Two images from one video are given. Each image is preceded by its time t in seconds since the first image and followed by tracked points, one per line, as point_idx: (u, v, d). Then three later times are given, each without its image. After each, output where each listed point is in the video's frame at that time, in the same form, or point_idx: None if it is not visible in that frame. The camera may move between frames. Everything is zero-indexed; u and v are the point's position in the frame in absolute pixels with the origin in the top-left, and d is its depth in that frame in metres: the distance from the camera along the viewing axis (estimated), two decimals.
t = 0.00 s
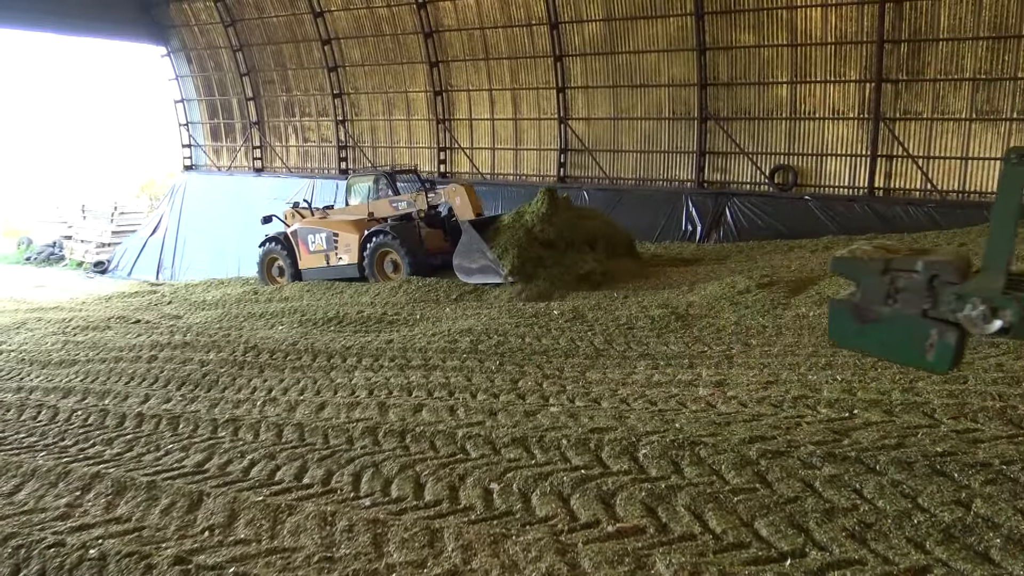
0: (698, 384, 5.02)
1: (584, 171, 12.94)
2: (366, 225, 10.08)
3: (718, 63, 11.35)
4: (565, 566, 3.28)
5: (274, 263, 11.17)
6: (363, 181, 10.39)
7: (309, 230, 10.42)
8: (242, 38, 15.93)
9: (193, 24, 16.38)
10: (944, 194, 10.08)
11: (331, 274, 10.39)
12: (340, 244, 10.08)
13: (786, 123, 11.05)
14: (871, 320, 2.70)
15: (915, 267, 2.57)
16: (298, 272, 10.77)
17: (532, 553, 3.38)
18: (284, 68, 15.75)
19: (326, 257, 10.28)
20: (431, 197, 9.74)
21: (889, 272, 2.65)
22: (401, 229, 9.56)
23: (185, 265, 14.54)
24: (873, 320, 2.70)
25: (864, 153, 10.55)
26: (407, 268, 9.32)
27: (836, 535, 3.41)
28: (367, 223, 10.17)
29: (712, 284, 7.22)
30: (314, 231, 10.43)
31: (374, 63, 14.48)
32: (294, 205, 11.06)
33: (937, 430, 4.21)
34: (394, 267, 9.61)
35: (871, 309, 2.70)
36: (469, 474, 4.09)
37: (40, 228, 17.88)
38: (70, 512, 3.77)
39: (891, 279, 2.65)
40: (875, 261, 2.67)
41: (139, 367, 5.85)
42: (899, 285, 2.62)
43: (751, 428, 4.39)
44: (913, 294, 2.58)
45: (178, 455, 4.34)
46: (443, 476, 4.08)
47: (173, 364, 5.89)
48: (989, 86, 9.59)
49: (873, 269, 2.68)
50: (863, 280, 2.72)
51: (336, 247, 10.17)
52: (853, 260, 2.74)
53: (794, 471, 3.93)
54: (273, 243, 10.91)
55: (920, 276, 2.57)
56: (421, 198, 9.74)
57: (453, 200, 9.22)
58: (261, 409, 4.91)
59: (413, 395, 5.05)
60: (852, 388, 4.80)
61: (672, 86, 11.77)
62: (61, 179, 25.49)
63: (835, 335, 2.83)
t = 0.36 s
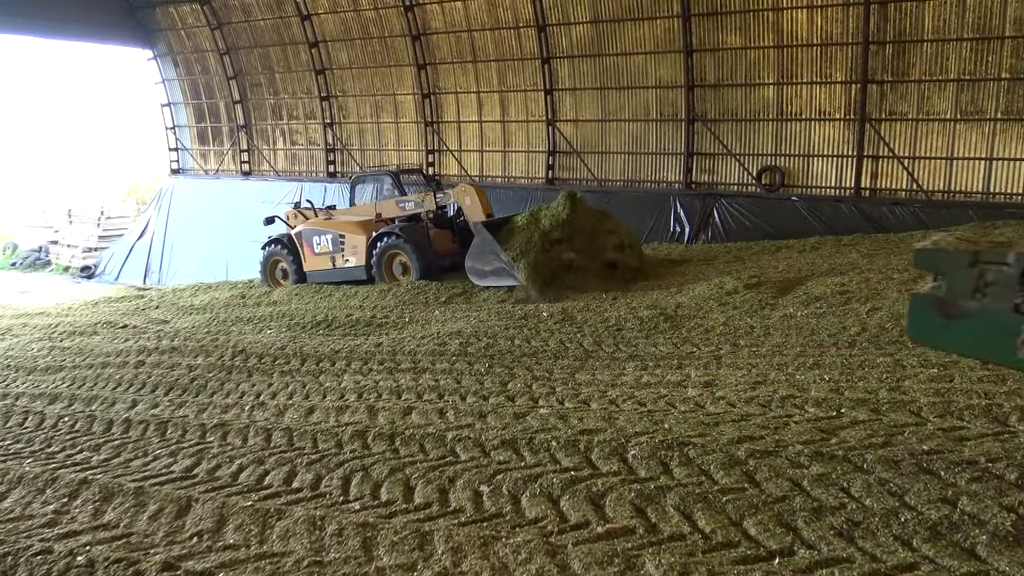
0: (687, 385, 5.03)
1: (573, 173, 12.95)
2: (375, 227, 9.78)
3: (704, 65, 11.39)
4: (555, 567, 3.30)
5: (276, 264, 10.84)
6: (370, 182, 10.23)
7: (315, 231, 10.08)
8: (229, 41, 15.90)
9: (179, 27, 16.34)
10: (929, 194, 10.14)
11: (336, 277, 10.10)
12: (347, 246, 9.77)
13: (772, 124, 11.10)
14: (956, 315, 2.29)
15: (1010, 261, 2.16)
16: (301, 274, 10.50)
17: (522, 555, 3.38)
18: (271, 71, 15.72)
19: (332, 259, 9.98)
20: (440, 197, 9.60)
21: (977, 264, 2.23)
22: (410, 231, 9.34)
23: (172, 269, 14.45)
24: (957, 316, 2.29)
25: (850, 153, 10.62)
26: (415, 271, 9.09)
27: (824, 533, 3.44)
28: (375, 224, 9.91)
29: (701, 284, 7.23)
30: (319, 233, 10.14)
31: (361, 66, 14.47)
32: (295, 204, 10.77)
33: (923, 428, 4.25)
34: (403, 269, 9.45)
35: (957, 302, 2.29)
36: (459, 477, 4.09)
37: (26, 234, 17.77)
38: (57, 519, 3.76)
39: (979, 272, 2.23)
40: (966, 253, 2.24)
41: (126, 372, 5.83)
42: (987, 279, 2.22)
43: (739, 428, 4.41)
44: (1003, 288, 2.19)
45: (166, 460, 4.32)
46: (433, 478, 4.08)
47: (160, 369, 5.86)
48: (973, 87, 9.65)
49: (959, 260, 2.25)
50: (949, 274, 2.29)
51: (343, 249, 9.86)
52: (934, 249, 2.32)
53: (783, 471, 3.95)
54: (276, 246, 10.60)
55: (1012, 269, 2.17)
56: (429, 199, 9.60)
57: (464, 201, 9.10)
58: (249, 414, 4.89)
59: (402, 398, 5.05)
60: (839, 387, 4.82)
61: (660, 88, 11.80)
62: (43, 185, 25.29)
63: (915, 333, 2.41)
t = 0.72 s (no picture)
0: (675, 388, 5.04)
1: (561, 176, 12.97)
2: (381, 228, 9.65)
3: (691, 68, 11.41)
4: (542, 570, 3.30)
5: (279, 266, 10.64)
6: (374, 182, 9.97)
7: (319, 233, 9.93)
8: (215, 45, 15.84)
9: (165, 31, 16.30)
10: (914, 196, 10.19)
11: (340, 279, 9.92)
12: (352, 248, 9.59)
13: (759, 127, 11.14)
14: None
15: None
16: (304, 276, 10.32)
17: (510, 559, 3.38)
18: (258, 75, 15.68)
19: (337, 261, 9.84)
20: (447, 200, 9.61)
21: None
22: (417, 233, 9.20)
23: (160, 273, 14.39)
24: None
25: (836, 155, 10.67)
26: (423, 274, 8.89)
27: (810, 533, 3.46)
28: (380, 226, 9.77)
29: (690, 286, 7.25)
30: (324, 235, 9.99)
31: (349, 70, 14.45)
32: (297, 206, 10.63)
33: (908, 428, 4.28)
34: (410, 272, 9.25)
35: None
36: (447, 481, 4.09)
37: (12, 239, 17.64)
38: (42, 526, 3.74)
39: None
40: None
41: (112, 378, 5.80)
42: None
43: (727, 430, 4.43)
44: None
45: (152, 466, 4.31)
46: (421, 482, 4.08)
47: (147, 375, 5.84)
48: (957, 89, 9.72)
49: None
50: None
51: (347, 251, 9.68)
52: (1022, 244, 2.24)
53: (769, 472, 3.97)
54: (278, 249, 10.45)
55: None
56: (436, 201, 9.61)
57: (473, 203, 9.41)
58: (236, 419, 4.88)
59: (390, 402, 5.04)
60: (826, 388, 4.85)
61: (647, 91, 11.83)
62: (29, 190, 25.11)
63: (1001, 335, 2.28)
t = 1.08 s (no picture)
0: (660, 391, 5.05)
1: (547, 180, 12.99)
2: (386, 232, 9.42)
3: (676, 72, 11.45)
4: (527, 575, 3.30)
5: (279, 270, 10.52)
6: (377, 183, 9.73)
7: (321, 236, 9.70)
8: (200, 49, 15.78)
9: (150, 34, 16.24)
10: (898, 200, 10.28)
11: (344, 283, 9.72)
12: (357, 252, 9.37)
13: (743, 131, 11.18)
14: None
15: None
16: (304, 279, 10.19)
17: (495, 564, 3.38)
18: (243, 80, 15.63)
19: (341, 265, 9.61)
20: (453, 202, 9.27)
21: None
22: (424, 237, 8.92)
23: (144, 278, 14.38)
24: None
25: (820, 159, 10.74)
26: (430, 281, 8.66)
27: (793, 535, 3.48)
28: (384, 229, 9.53)
29: (678, 288, 7.26)
30: (326, 238, 9.75)
31: (334, 74, 14.43)
32: (297, 207, 10.37)
33: (891, 430, 4.31)
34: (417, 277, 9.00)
35: None
36: (432, 486, 4.10)
37: None
38: (23, 535, 3.73)
39: None
40: None
41: (96, 384, 5.77)
42: None
43: (711, 433, 4.44)
44: None
45: (136, 473, 4.30)
46: (406, 488, 4.09)
47: (131, 380, 5.81)
48: (939, 93, 9.83)
49: None
50: None
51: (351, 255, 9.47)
52: None
53: (753, 475, 3.99)
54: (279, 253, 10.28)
55: None
56: (441, 203, 9.30)
57: (479, 206, 9.03)
58: (221, 425, 4.86)
59: (376, 407, 5.03)
60: (810, 391, 4.87)
61: (632, 96, 11.86)
62: (13, 195, 24.91)
63: None
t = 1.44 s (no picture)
0: (645, 394, 5.06)
1: (532, 183, 12.99)
2: (393, 236, 9.25)
3: (661, 77, 11.49)
4: None
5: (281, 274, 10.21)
6: (382, 185, 9.55)
7: (325, 240, 9.50)
8: (184, 53, 15.71)
9: (133, 38, 16.16)
10: (881, 203, 10.36)
11: (349, 288, 9.53)
12: (363, 257, 9.20)
13: (728, 135, 11.23)
14: None
15: None
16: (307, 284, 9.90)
17: (479, 568, 3.39)
18: (228, 84, 15.57)
19: (345, 269, 9.40)
20: (461, 205, 9.13)
21: None
22: (432, 242, 8.76)
23: (127, 284, 14.29)
24: None
25: (804, 163, 10.81)
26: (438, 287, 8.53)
27: (775, 536, 3.50)
28: (391, 233, 9.34)
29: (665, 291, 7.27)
30: (330, 242, 9.53)
31: (319, 78, 14.40)
32: (299, 210, 10.15)
33: (874, 431, 4.34)
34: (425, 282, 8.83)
35: None
36: (417, 490, 4.10)
37: None
38: (4, 543, 3.72)
39: None
40: None
41: (78, 390, 5.74)
42: None
43: (696, 435, 4.46)
44: None
45: (118, 479, 4.29)
46: (391, 492, 4.09)
47: (114, 386, 5.78)
48: (921, 97, 9.91)
49: None
50: None
51: (357, 259, 9.29)
52: None
53: (737, 477, 4.01)
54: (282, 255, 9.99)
55: None
56: (449, 206, 9.15)
57: (488, 210, 8.91)
58: (205, 430, 4.84)
59: (361, 412, 5.02)
60: (793, 393, 4.90)
61: (617, 100, 11.89)
62: None
63: None
